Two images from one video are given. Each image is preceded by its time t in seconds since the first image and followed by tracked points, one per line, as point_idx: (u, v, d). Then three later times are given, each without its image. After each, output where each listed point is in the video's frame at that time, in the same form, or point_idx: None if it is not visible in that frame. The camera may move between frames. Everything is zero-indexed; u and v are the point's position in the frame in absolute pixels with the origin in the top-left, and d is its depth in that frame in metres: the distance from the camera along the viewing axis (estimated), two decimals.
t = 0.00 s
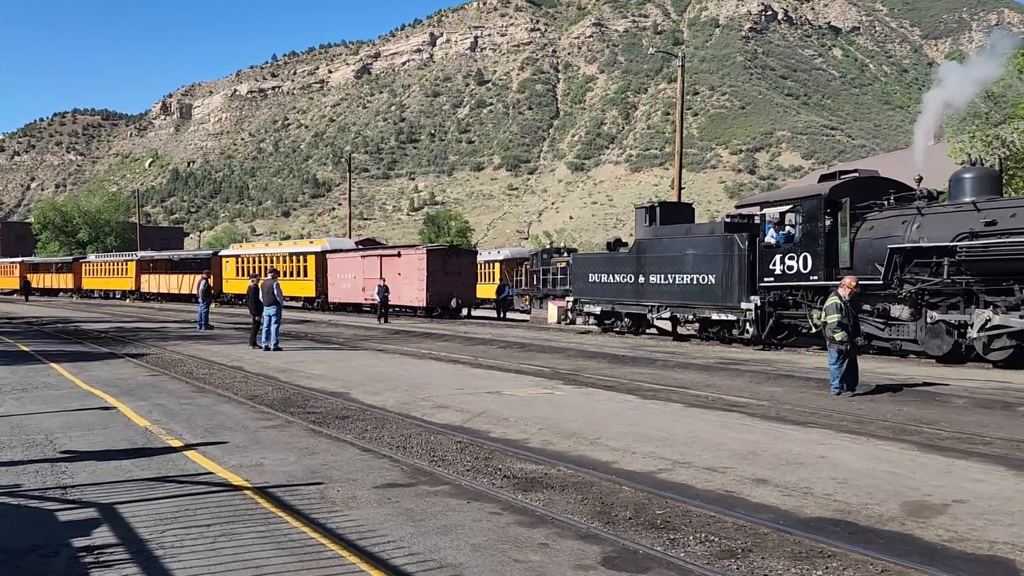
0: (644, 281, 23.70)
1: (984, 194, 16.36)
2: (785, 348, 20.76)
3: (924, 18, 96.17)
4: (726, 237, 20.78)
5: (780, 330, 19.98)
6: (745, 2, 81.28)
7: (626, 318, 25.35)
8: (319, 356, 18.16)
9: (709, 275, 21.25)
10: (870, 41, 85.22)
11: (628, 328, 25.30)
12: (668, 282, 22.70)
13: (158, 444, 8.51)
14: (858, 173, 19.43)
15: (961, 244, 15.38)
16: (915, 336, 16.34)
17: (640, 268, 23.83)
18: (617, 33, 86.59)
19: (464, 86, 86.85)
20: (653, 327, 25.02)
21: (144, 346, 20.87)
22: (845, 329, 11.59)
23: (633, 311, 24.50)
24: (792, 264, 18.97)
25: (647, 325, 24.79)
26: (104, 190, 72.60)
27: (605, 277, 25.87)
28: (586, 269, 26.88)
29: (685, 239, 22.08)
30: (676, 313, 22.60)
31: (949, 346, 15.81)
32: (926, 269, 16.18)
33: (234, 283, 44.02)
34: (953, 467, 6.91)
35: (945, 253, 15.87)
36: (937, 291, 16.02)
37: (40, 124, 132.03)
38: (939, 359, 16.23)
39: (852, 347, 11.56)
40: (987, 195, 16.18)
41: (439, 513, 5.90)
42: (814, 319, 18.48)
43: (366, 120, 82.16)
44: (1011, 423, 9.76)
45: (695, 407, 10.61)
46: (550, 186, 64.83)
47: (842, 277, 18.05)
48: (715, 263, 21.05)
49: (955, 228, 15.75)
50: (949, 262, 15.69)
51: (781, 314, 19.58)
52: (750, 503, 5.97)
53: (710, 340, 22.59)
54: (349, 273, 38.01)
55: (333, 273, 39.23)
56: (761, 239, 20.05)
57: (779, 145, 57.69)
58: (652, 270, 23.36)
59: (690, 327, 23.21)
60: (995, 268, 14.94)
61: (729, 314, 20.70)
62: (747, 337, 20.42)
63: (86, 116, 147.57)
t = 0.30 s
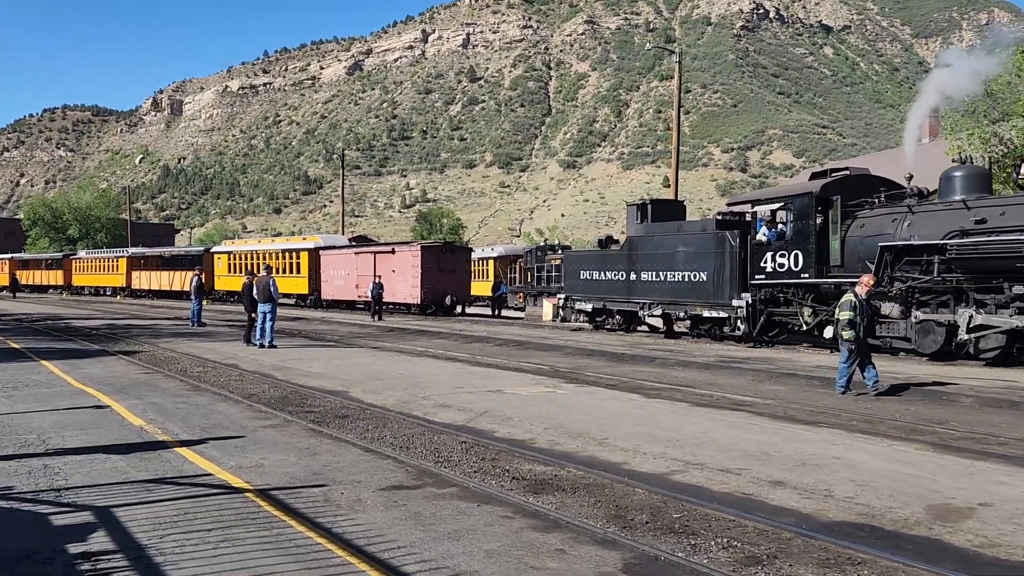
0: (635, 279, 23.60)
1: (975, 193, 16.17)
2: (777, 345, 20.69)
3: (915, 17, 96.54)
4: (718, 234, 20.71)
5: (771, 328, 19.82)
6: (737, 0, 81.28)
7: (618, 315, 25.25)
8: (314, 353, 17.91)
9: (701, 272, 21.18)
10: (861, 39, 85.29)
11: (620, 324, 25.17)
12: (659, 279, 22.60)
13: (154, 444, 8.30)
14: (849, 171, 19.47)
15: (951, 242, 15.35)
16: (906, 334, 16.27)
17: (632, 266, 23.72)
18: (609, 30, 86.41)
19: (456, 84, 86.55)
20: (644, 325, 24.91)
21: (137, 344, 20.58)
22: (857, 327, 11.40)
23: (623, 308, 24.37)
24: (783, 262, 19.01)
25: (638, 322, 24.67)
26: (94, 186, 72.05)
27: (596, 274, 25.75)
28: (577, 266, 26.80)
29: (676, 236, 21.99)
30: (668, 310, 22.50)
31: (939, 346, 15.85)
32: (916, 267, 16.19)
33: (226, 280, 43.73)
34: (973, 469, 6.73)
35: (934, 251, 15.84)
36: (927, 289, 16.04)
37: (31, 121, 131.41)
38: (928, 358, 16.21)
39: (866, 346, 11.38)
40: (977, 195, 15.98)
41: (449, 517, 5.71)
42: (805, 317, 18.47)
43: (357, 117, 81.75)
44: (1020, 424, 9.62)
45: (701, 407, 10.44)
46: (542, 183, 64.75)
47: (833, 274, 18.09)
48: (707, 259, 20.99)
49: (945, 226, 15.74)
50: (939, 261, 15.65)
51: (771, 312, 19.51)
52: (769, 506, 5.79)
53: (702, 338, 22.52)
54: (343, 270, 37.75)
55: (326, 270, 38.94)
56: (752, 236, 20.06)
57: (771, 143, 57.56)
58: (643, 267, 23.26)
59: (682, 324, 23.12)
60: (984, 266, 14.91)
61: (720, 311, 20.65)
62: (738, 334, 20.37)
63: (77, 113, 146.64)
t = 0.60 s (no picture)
0: (625, 276, 23.45)
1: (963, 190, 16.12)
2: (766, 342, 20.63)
3: (901, 15, 96.95)
4: (707, 231, 20.59)
5: (760, 325, 19.76)
6: None
7: (607, 313, 25.09)
8: (307, 352, 17.65)
9: (690, 270, 21.05)
10: (849, 37, 85.34)
11: (608, 322, 25.02)
12: (648, 276, 22.45)
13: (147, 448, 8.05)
14: (837, 170, 19.42)
15: (939, 239, 15.38)
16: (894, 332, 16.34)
17: (621, 263, 23.59)
18: (597, 27, 86.19)
19: (445, 80, 86.19)
20: (633, 322, 24.76)
21: (126, 342, 20.26)
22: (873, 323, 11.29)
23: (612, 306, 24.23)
24: (772, 259, 18.94)
25: (627, 320, 24.53)
26: (80, 183, 71.39)
27: (585, 272, 25.60)
28: (567, 264, 26.66)
29: (665, 234, 21.85)
30: (657, 308, 22.36)
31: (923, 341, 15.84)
32: (905, 265, 16.17)
33: (215, 277, 43.33)
34: (993, 472, 6.55)
35: (922, 249, 15.85)
36: (915, 287, 16.05)
37: (17, 118, 130.26)
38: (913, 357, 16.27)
39: (882, 342, 11.23)
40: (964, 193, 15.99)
41: (457, 526, 5.49)
42: (794, 314, 18.37)
43: (346, 114, 81.28)
44: None
45: (705, 407, 10.24)
46: (531, 181, 64.65)
47: (821, 272, 18.02)
48: (697, 257, 20.85)
49: (933, 224, 15.77)
50: (927, 258, 15.69)
51: (760, 309, 19.42)
52: (789, 512, 5.60)
53: (690, 335, 22.39)
54: (333, 267, 37.44)
55: (317, 267, 38.64)
56: (742, 233, 19.96)
57: (759, 140, 57.54)
58: (633, 265, 23.12)
59: (670, 322, 22.98)
60: (972, 264, 14.96)
61: (709, 309, 20.52)
62: (727, 332, 20.27)
63: (63, 109, 145.49)
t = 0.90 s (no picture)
0: (613, 273, 23.32)
1: (950, 186, 16.18)
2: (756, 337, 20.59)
3: (885, 12, 97.20)
4: (695, 227, 20.46)
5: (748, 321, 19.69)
6: None
7: (595, 309, 24.94)
8: (300, 350, 17.36)
9: (680, 266, 20.90)
10: (834, 34, 85.54)
11: (597, 318, 24.85)
12: (638, 273, 22.27)
13: (142, 451, 7.79)
14: (826, 166, 19.32)
15: (927, 235, 15.21)
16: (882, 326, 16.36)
17: (610, 260, 23.44)
18: (584, 24, 85.93)
19: (431, 78, 85.82)
20: (622, 319, 24.62)
21: (114, 341, 19.93)
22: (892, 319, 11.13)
23: (601, 301, 24.07)
24: (761, 255, 18.82)
25: (616, 316, 24.40)
26: (65, 181, 70.67)
27: (574, 268, 25.47)
28: (555, 261, 26.54)
29: (654, 230, 21.70)
30: (646, 304, 22.22)
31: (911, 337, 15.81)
32: (893, 259, 15.94)
33: (202, 276, 42.92)
34: (1018, 472, 6.38)
35: (910, 244, 15.61)
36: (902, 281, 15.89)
37: None
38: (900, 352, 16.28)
39: (904, 338, 11.03)
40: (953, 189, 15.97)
41: (472, 531, 5.27)
42: (783, 310, 18.31)
43: (332, 111, 80.86)
44: None
45: (712, 406, 10.07)
46: (517, 177, 64.67)
47: (810, 268, 17.94)
48: (686, 253, 20.70)
49: (921, 219, 15.61)
50: (915, 254, 15.48)
51: (749, 305, 19.39)
52: (815, 515, 5.41)
53: (679, 332, 22.25)
54: (323, 264, 37.16)
55: (306, 264, 38.33)
56: (730, 229, 19.84)
57: (745, 137, 57.60)
58: (621, 261, 22.97)
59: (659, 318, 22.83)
60: (960, 260, 14.85)
61: (698, 305, 20.38)
62: (716, 328, 20.14)
63: (46, 105, 144.06)
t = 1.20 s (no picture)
0: (601, 270, 23.15)
1: (936, 182, 15.97)
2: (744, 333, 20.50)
3: (868, 9, 97.35)
4: (683, 224, 20.34)
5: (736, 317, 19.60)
6: None
7: (583, 306, 24.79)
8: (292, 350, 17.08)
9: (667, 263, 20.76)
10: (817, 31, 85.41)
11: (585, 315, 24.68)
12: (626, 270, 22.13)
13: (137, 457, 7.52)
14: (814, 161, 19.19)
15: (914, 231, 15.10)
16: (869, 322, 16.33)
17: (598, 257, 23.28)
18: (568, 20, 85.46)
19: (415, 75, 85.20)
20: (610, 316, 24.48)
21: (100, 342, 19.54)
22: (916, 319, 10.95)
23: (589, 298, 23.90)
24: (748, 252, 18.71)
25: (604, 313, 24.25)
26: (44, 179, 69.56)
27: (562, 265, 25.28)
28: (543, 258, 26.34)
29: (642, 227, 21.55)
30: (633, 301, 22.09)
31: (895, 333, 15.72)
32: (879, 256, 15.84)
33: (186, 275, 42.44)
34: None
35: (897, 240, 15.52)
36: (890, 278, 15.77)
37: None
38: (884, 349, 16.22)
39: (927, 338, 10.87)
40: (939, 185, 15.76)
41: (491, 542, 5.05)
42: (770, 306, 18.21)
43: (315, 108, 80.12)
44: None
45: (719, 405, 9.89)
46: (502, 174, 64.38)
47: (798, 264, 17.85)
48: (673, 250, 20.58)
49: (908, 215, 15.46)
50: (902, 250, 15.37)
51: (737, 302, 19.29)
52: (846, 521, 5.22)
53: (667, 329, 22.11)
54: (309, 262, 36.79)
55: (293, 262, 37.92)
56: (717, 226, 19.73)
57: (729, 134, 57.47)
58: (609, 259, 22.81)
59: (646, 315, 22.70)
60: (947, 255, 14.73)
61: (686, 301, 20.26)
62: (704, 324, 20.03)
63: (25, 103, 142.08)
